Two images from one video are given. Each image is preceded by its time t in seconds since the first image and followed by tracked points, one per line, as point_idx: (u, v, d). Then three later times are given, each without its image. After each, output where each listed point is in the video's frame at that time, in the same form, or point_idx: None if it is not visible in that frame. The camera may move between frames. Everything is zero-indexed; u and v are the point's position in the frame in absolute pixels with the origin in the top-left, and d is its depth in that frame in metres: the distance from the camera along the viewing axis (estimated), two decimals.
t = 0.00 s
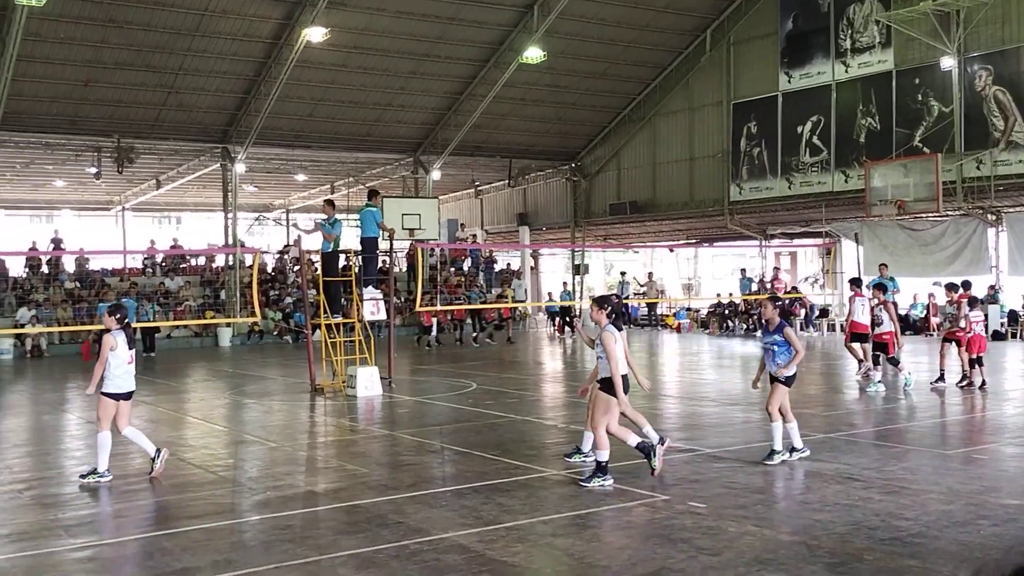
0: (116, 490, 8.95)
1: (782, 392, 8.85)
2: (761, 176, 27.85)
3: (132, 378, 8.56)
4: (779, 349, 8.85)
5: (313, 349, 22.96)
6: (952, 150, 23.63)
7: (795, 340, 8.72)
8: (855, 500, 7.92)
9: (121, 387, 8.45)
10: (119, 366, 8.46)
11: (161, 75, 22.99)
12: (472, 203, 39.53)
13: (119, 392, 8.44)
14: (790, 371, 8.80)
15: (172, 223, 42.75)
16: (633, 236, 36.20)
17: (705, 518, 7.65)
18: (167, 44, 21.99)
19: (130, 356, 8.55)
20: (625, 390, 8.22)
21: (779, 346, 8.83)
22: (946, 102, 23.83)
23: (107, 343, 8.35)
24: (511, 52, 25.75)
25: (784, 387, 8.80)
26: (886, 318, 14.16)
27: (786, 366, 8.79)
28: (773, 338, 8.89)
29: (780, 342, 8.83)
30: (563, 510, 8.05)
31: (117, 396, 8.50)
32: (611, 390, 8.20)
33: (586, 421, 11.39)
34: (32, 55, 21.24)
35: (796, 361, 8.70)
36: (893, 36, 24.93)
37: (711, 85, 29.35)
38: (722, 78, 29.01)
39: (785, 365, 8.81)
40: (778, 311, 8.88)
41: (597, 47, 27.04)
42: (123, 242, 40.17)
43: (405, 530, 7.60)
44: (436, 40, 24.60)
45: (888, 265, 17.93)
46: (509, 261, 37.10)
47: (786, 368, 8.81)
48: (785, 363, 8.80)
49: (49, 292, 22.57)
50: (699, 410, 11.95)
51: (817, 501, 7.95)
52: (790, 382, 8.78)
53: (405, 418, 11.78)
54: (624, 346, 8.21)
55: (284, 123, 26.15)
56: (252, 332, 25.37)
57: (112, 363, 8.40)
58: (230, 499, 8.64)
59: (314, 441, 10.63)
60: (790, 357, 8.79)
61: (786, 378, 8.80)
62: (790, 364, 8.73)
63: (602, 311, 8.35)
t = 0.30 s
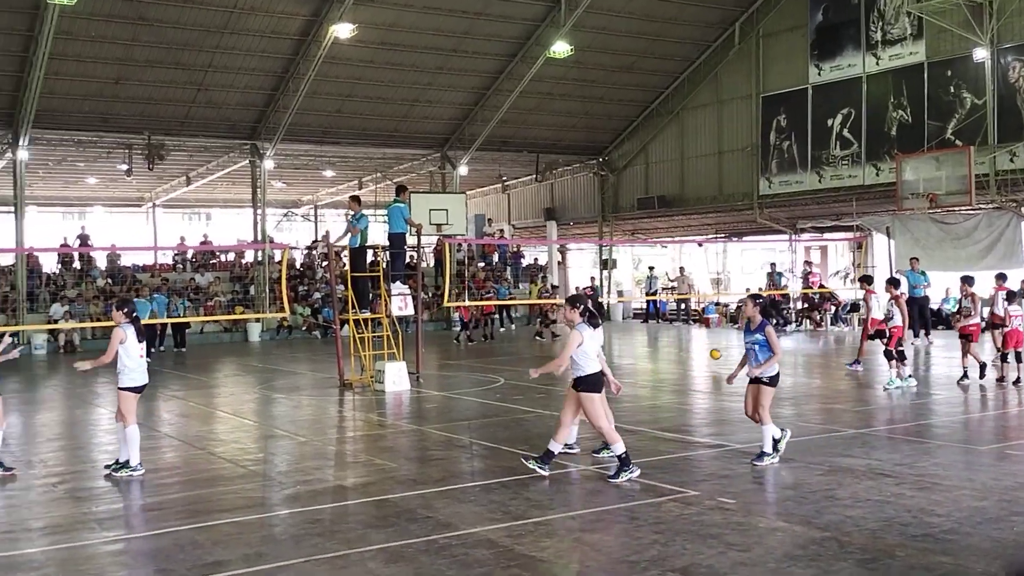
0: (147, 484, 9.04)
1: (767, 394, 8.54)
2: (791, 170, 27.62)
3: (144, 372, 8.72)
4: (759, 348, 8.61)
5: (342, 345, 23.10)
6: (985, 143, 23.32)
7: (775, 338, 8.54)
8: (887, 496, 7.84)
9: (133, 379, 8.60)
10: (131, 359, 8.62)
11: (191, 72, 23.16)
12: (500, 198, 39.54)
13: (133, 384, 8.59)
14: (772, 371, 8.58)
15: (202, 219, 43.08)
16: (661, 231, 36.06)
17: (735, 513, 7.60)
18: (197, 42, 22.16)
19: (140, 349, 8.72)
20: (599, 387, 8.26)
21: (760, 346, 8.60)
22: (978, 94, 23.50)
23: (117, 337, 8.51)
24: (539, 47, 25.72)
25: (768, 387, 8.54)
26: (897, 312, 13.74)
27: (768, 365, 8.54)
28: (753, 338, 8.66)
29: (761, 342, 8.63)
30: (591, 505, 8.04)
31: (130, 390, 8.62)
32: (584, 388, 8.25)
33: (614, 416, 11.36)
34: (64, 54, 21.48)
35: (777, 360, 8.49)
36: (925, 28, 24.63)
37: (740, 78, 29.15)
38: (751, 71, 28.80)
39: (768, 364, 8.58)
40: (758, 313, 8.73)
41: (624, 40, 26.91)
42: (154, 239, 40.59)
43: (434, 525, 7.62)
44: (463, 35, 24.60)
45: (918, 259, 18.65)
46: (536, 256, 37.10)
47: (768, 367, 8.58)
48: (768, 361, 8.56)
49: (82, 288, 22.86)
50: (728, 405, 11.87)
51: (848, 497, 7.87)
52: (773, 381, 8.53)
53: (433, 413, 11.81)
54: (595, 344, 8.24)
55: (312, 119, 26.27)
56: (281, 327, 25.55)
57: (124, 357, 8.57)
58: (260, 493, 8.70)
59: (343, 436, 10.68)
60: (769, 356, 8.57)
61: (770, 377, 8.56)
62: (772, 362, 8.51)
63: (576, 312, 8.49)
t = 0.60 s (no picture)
0: (180, 479, 9.13)
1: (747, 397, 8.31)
2: (821, 165, 27.42)
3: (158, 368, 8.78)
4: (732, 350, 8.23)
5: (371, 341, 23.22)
6: (1019, 137, 23.01)
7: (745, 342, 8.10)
8: (919, 493, 7.76)
9: (149, 376, 8.68)
10: (147, 355, 8.70)
11: (221, 71, 23.33)
12: (527, 194, 39.53)
13: (148, 380, 8.67)
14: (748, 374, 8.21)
15: (232, 217, 43.43)
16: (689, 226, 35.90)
17: (766, 511, 7.55)
18: (226, 41, 22.32)
19: (155, 346, 8.79)
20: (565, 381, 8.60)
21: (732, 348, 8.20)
22: (1013, 87, 23.17)
23: (134, 334, 8.56)
24: (566, 43, 25.71)
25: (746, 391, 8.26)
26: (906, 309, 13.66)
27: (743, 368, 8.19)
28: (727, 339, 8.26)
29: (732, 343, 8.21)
30: (621, 503, 8.02)
31: (145, 385, 8.71)
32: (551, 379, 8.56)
33: (642, 413, 11.34)
34: (96, 53, 21.67)
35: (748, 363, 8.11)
36: (958, 21, 24.33)
37: (770, 73, 28.95)
38: (781, 66, 28.59)
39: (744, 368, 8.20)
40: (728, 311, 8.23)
41: (652, 35, 26.79)
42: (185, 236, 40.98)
43: (463, 521, 7.64)
44: (491, 31, 24.61)
45: (952, 255, 18.49)
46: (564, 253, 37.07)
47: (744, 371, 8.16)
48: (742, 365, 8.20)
49: (114, 286, 23.13)
50: (758, 402, 11.81)
51: (880, 494, 7.80)
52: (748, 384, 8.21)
53: (462, 409, 11.83)
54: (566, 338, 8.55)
55: (341, 117, 26.41)
56: (311, 324, 25.71)
57: (140, 352, 8.64)
58: (291, 489, 8.77)
59: (371, 432, 10.72)
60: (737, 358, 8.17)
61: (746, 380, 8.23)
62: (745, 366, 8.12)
63: (548, 303, 8.64)
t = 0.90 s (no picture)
0: (215, 474, 9.23)
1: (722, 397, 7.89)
2: (856, 160, 27.18)
3: (185, 362, 8.88)
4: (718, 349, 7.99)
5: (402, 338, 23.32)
6: None
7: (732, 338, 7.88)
8: (957, 492, 7.66)
9: (176, 371, 8.79)
10: (172, 349, 8.78)
11: (254, 69, 23.51)
12: (558, 191, 39.48)
13: (175, 375, 8.77)
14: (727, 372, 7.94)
15: (265, 214, 43.76)
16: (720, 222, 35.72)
17: (800, 509, 7.50)
18: (259, 39, 22.48)
19: (180, 341, 8.87)
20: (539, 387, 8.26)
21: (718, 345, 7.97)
22: None
23: (162, 330, 8.65)
24: (597, 38, 25.67)
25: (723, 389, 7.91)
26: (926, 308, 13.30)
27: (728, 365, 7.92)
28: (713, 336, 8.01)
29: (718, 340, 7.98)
30: (653, 500, 8.00)
31: (171, 379, 8.81)
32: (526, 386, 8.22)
33: (675, 410, 11.30)
34: (131, 53, 21.88)
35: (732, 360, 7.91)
36: (995, 14, 23.98)
37: (803, 67, 28.75)
38: (815, 60, 28.36)
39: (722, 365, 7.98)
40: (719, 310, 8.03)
41: (683, 31, 26.65)
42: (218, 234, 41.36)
43: (495, 517, 7.65)
44: (522, 28, 24.60)
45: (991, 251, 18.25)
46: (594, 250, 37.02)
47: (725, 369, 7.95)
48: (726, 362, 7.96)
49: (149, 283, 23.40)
50: (792, 399, 11.73)
51: (917, 493, 7.72)
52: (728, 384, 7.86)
53: (493, 406, 11.85)
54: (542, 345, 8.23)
55: (372, 114, 26.52)
56: (342, 320, 25.87)
57: (166, 348, 8.73)
58: (324, 484, 8.83)
59: (403, 428, 10.77)
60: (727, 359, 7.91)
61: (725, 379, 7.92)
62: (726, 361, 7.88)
63: (523, 307, 8.34)
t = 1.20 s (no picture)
0: (267, 464, 9.35)
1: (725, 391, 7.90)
2: (911, 150, 26.69)
3: (242, 354, 9.00)
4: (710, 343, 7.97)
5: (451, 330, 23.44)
6: None
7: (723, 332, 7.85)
8: (1016, 488, 7.51)
9: (233, 362, 8.90)
10: (230, 341, 8.91)
11: (304, 63, 23.75)
12: (607, 182, 39.20)
13: (233, 366, 8.89)
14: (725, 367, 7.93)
15: (314, 207, 44.19)
16: (773, 212, 35.32)
17: (853, 503, 7.40)
18: (309, 33, 22.70)
19: (237, 332, 8.98)
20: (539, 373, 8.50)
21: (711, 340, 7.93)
22: None
23: (218, 323, 8.76)
24: (647, 29, 25.55)
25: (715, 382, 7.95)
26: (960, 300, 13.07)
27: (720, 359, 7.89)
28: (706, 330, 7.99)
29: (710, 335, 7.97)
30: (704, 493, 7.94)
31: (230, 370, 8.93)
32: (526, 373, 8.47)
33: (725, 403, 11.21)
34: (184, 48, 22.22)
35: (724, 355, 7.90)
36: None
37: (857, 56, 28.34)
38: (869, 49, 27.93)
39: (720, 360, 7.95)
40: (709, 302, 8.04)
41: (733, 20, 26.36)
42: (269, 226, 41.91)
43: (544, 509, 7.65)
44: (570, 19, 24.54)
45: None
46: (643, 242, 36.88)
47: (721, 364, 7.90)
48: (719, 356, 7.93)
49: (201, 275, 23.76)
50: (845, 393, 11.58)
51: (974, 488, 7.58)
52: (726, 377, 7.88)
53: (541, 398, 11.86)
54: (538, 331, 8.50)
55: (420, 107, 26.65)
56: (391, 313, 26.09)
57: (223, 340, 8.85)
58: (374, 474, 8.90)
59: (452, 420, 10.82)
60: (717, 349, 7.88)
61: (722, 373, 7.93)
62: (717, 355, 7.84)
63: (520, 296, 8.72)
